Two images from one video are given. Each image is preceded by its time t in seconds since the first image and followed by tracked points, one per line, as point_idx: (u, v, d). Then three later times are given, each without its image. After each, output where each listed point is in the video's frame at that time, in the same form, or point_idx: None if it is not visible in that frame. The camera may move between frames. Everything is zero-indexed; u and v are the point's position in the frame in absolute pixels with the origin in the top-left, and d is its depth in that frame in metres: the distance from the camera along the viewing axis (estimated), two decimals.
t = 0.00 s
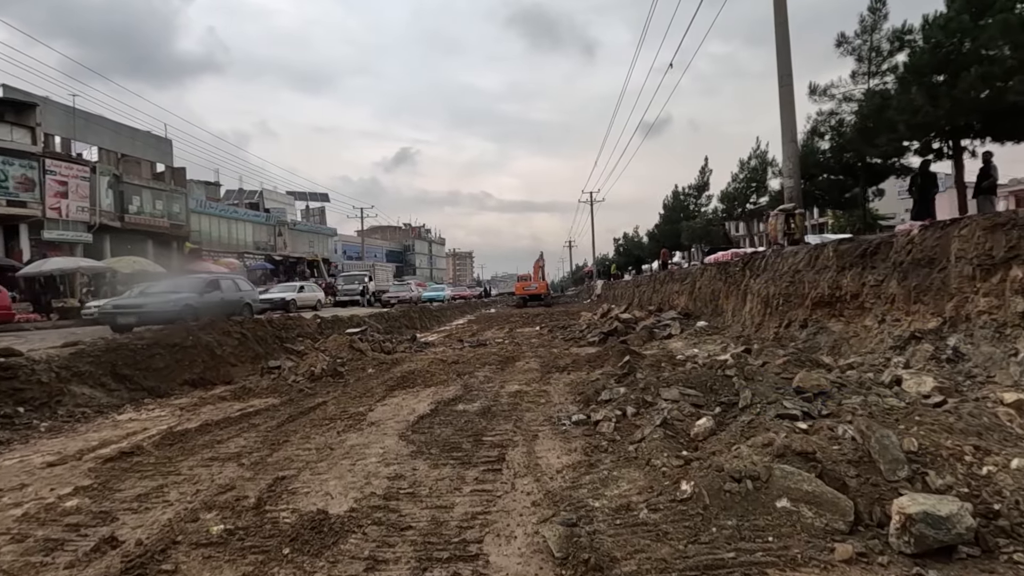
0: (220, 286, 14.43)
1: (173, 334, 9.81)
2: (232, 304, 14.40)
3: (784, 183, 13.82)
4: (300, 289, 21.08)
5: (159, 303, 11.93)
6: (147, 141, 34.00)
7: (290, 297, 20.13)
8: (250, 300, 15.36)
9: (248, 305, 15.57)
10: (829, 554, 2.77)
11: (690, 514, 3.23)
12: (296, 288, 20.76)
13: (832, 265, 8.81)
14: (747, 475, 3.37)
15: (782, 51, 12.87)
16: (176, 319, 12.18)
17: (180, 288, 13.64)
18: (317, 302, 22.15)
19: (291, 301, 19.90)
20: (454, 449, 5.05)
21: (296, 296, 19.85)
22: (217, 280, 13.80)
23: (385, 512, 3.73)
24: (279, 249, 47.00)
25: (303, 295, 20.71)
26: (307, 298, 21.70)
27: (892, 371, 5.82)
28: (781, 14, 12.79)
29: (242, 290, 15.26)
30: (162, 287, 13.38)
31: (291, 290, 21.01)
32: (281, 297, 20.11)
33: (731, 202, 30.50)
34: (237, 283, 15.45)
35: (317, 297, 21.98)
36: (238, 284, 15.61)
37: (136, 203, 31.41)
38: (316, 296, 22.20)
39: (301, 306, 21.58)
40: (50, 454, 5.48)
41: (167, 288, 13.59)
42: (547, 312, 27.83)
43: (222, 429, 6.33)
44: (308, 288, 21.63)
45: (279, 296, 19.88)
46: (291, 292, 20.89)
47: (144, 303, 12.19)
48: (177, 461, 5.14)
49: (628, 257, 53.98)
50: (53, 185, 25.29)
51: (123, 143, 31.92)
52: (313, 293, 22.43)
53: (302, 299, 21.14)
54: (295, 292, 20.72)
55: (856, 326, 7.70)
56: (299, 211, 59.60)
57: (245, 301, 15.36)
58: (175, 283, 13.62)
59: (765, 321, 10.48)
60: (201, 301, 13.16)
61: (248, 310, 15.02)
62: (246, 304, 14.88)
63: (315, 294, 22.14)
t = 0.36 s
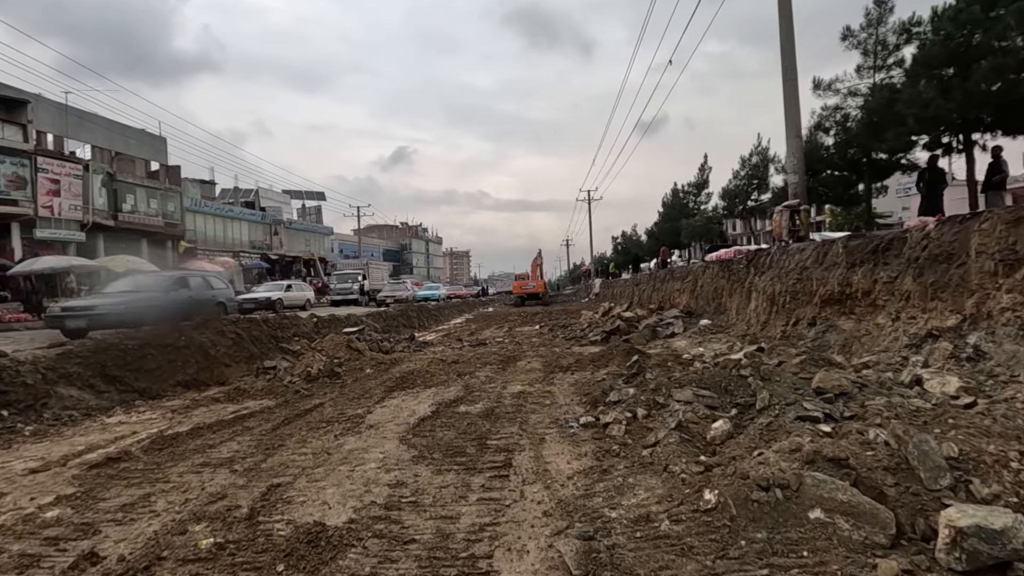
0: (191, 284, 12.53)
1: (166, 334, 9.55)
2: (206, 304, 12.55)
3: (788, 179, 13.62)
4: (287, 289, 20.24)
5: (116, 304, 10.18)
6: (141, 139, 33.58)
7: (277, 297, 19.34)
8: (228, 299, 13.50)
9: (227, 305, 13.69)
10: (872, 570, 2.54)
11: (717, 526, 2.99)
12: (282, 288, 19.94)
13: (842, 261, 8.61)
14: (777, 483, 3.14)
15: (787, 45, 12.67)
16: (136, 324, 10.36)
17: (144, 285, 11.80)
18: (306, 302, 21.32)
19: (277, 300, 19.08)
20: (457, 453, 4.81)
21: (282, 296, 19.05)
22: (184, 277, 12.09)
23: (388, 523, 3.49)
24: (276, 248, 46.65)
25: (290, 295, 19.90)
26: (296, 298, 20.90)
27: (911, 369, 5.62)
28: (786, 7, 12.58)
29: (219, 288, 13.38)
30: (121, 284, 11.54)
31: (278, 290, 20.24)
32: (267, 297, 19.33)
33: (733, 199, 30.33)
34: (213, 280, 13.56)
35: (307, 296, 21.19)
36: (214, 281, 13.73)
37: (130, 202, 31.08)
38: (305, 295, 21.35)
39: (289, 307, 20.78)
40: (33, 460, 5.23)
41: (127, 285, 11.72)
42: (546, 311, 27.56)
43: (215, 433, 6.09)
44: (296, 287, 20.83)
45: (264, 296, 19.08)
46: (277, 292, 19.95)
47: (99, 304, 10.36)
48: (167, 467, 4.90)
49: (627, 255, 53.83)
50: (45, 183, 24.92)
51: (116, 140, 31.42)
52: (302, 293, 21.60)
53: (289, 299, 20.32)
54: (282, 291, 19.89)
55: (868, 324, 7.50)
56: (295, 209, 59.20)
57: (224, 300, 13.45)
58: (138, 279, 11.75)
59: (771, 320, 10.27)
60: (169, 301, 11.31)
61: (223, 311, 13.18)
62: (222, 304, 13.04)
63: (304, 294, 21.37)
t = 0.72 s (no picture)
0: (154, 284, 11.10)
1: (157, 336, 9.24)
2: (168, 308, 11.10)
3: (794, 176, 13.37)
4: (273, 289, 19.61)
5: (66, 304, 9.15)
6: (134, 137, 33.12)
7: (261, 297, 18.73)
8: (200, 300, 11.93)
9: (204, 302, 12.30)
10: None
11: (752, 550, 2.72)
12: (268, 288, 19.34)
13: (854, 260, 8.37)
14: (815, 501, 2.87)
15: (792, 40, 12.43)
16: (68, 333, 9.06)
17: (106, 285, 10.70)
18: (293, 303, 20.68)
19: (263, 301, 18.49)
20: (462, 464, 4.54)
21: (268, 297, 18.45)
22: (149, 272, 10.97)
23: (389, 545, 3.21)
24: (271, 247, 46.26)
25: (276, 296, 19.26)
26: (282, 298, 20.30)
27: (935, 372, 5.38)
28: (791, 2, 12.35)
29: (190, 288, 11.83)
30: (75, 284, 10.35)
31: (264, 289, 19.69)
32: (251, 298, 18.83)
33: (734, 197, 30.10)
34: (185, 279, 12.05)
35: (292, 296, 20.56)
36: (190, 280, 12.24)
37: (123, 201, 30.67)
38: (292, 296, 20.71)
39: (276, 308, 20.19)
40: (11, 471, 4.94)
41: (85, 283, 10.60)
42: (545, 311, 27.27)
43: (206, 440, 5.80)
44: (282, 288, 20.22)
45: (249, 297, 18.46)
46: (264, 292, 19.58)
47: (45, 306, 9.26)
48: (153, 479, 4.61)
49: (625, 255, 53.68)
50: (36, 182, 24.52)
51: (109, 139, 30.92)
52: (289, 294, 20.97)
53: (274, 300, 19.70)
54: (267, 292, 19.32)
55: (883, 324, 7.27)
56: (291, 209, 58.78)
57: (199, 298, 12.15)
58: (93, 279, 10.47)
59: (778, 320, 10.03)
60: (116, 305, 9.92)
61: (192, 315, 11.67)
62: (192, 306, 11.50)
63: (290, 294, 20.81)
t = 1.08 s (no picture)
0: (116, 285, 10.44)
1: (146, 336, 8.97)
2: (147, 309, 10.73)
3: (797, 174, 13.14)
4: (257, 289, 19.09)
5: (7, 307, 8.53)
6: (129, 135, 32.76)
7: (243, 298, 18.28)
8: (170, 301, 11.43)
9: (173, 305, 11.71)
10: None
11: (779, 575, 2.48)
12: (252, 288, 18.84)
13: (863, 259, 8.15)
14: (846, 518, 2.64)
15: (796, 36, 12.22)
16: (12, 338, 8.48)
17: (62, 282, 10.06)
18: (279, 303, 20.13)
19: (246, 301, 17.98)
20: (460, 473, 4.30)
21: (251, 297, 17.92)
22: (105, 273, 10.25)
23: (381, 566, 2.97)
24: (268, 247, 45.94)
25: (259, 296, 18.67)
26: (268, 298, 19.80)
27: (954, 375, 5.16)
28: None
29: (158, 288, 11.31)
30: (29, 282, 9.71)
31: (247, 289, 19.24)
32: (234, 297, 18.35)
33: (735, 196, 29.87)
34: (153, 279, 11.50)
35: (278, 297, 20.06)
36: (158, 280, 11.70)
37: (117, 200, 30.34)
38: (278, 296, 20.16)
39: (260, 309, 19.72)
40: None
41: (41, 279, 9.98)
42: (543, 311, 27.04)
43: (192, 447, 5.54)
44: (268, 288, 19.70)
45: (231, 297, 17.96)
46: (248, 291, 19.14)
47: None
48: (133, 490, 4.36)
49: (623, 254, 53.53)
50: (29, 180, 24.19)
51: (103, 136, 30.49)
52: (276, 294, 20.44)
53: (258, 300, 19.20)
54: (251, 292, 18.82)
55: (895, 325, 7.05)
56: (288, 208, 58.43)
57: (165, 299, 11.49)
58: (46, 279, 9.86)
59: (784, 321, 9.81)
60: (73, 307, 9.37)
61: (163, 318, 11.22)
62: (157, 309, 10.91)
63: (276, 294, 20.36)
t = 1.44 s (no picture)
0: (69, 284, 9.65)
1: (132, 337, 8.70)
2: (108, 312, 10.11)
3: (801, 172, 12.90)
4: (239, 289, 18.25)
5: None
6: (124, 133, 32.44)
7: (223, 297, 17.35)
8: (131, 303, 10.78)
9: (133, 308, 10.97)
10: None
11: None
12: (233, 288, 18.04)
13: (872, 257, 7.90)
14: (875, 542, 2.39)
15: (800, 31, 11.98)
16: None
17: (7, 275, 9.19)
18: (263, 304, 19.28)
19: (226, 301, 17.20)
20: (452, 485, 4.04)
21: (233, 296, 17.13)
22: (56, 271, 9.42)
23: None
24: (264, 247, 45.63)
25: (241, 295, 17.81)
26: (251, 298, 18.98)
27: (972, 378, 4.91)
28: None
29: (118, 289, 10.64)
30: None
31: (229, 289, 18.48)
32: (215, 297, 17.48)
33: (736, 195, 29.65)
34: (116, 278, 10.83)
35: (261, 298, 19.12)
36: (121, 279, 11.03)
37: (112, 198, 30.05)
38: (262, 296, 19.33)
39: (242, 309, 18.94)
40: None
41: None
42: (542, 311, 26.79)
43: (173, 455, 5.28)
44: (251, 287, 18.85)
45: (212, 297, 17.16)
46: (230, 291, 18.24)
47: None
48: (104, 502, 4.09)
49: (623, 254, 53.30)
50: (21, 178, 23.88)
51: (98, 135, 30.16)
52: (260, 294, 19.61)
53: (240, 300, 18.38)
54: (233, 292, 18.02)
55: (905, 326, 6.81)
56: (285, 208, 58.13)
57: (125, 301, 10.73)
58: None
59: (788, 322, 9.56)
60: (17, 310, 8.60)
61: (122, 320, 10.55)
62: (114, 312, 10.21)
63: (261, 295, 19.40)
